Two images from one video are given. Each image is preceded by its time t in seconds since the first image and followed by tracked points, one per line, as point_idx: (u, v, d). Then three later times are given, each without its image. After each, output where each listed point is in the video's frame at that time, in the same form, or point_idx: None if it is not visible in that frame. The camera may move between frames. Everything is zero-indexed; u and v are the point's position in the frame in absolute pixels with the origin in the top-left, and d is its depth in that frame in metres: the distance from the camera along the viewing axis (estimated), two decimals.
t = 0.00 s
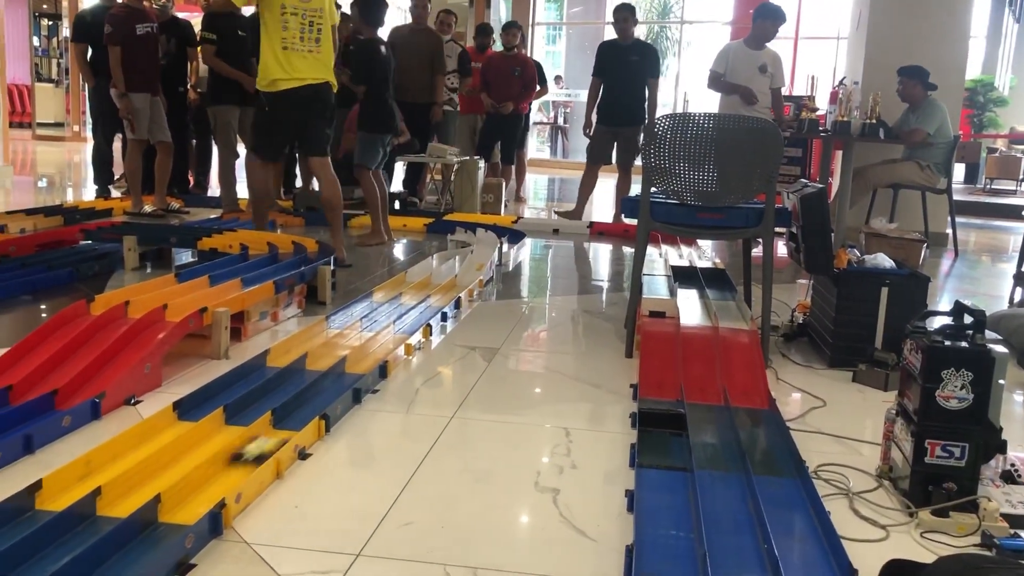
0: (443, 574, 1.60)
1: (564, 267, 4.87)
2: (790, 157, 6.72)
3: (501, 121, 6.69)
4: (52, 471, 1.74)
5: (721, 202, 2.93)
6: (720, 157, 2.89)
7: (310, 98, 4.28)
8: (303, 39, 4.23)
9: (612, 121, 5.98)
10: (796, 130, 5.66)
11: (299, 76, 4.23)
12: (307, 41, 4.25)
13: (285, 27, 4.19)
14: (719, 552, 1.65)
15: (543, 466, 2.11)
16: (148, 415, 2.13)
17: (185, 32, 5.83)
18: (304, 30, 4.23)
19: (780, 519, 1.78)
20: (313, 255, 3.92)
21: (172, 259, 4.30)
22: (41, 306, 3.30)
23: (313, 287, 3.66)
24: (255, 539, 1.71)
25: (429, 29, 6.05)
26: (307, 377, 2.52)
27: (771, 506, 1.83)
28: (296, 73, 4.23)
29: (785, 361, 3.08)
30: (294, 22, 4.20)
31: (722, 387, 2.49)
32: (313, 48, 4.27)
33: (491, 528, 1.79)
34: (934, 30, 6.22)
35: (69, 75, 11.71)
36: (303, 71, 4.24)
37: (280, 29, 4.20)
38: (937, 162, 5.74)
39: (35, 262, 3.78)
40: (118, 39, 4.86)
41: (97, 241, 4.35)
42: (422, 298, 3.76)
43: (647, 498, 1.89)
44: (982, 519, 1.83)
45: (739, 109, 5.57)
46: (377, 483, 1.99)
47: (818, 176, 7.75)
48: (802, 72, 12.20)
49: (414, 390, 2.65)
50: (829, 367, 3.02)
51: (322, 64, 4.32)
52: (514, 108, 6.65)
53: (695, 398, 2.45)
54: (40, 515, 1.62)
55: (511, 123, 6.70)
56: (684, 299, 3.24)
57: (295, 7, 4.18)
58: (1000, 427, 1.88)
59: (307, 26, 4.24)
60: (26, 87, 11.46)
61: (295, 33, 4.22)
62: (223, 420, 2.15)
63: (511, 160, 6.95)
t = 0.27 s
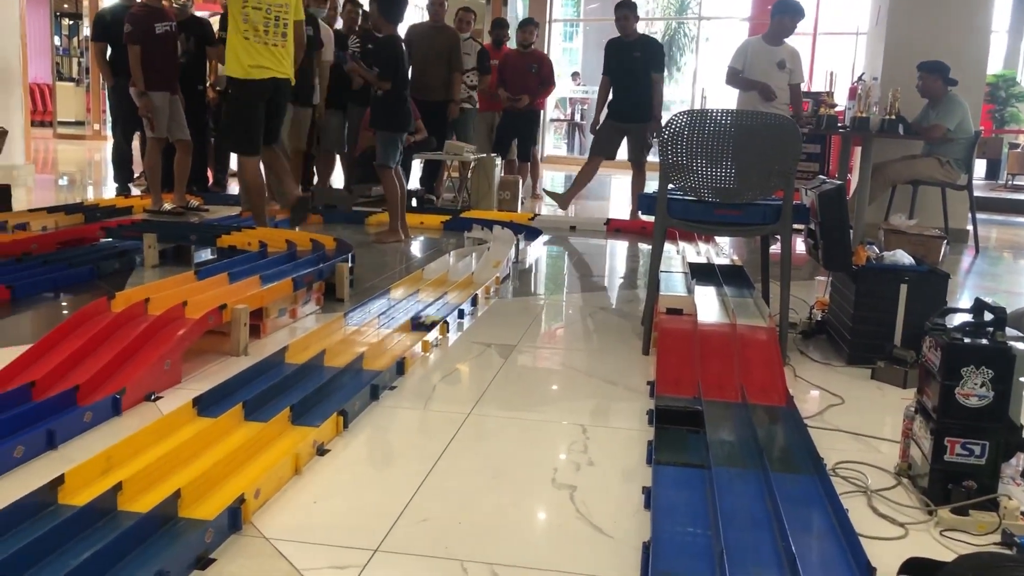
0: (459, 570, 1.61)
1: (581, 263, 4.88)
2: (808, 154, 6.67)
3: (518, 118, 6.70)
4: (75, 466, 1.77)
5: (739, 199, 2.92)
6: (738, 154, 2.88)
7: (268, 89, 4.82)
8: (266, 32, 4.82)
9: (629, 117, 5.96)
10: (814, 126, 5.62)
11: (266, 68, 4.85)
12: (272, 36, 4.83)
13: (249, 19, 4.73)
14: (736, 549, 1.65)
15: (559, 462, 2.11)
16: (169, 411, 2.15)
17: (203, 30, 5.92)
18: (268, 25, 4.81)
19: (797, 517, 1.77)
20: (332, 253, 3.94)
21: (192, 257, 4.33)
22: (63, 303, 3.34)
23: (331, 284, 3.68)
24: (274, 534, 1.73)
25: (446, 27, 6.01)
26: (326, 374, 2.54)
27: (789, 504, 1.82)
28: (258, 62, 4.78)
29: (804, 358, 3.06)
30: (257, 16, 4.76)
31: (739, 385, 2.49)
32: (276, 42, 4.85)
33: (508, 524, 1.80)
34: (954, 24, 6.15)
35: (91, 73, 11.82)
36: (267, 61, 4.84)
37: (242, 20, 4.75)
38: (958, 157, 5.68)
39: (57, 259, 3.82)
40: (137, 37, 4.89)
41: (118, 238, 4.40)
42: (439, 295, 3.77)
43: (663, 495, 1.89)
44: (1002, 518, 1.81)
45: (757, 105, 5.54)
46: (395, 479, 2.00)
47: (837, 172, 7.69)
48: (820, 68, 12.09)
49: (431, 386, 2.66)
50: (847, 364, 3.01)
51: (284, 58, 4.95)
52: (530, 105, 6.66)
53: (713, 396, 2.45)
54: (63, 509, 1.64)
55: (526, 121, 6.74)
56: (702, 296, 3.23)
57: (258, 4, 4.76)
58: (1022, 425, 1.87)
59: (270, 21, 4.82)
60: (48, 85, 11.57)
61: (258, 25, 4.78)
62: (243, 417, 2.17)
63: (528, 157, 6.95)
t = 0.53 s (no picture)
0: (485, 565, 1.62)
1: (606, 260, 4.87)
2: (837, 149, 6.59)
3: (544, 114, 6.69)
4: (107, 460, 1.80)
5: (766, 195, 2.90)
6: (765, 149, 2.86)
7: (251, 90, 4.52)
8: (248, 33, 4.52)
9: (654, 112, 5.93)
10: (842, 122, 5.56)
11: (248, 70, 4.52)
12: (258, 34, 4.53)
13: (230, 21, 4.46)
14: (761, 547, 1.64)
15: (585, 459, 2.12)
16: (199, 406, 2.18)
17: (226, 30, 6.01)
18: (250, 26, 4.51)
19: (824, 515, 1.76)
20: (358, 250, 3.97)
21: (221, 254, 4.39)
22: (95, 299, 3.40)
23: (358, 281, 3.71)
24: (302, 528, 1.75)
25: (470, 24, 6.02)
26: (353, 370, 2.56)
27: (815, 502, 1.81)
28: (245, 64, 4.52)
29: (832, 356, 3.04)
30: (240, 18, 4.49)
31: (766, 382, 2.48)
32: (259, 43, 4.51)
33: (533, 520, 1.81)
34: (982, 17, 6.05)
35: (122, 73, 11.99)
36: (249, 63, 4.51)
37: (226, 24, 4.50)
38: (990, 152, 5.59)
39: (89, 257, 3.89)
40: (166, 37, 4.93)
41: (148, 236, 4.46)
42: (465, 292, 3.78)
43: (689, 492, 1.88)
44: None
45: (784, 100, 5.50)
46: (421, 475, 2.01)
47: (866, 168, 7.61)
48: (848, 62, 11.94)
49: (457, 382, 2.67)
50: (876, 361, 2.98)
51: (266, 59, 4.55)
52: (556, 101, 6.64)
53: (739, 393, 2.44)
54: (95, 502, 1.67)
55: (554, 117, 6.72)
56: (728, 293, 3.21)
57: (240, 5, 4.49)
58: None
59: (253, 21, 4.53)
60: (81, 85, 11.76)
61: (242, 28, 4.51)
62: (271, 412, 2.19)
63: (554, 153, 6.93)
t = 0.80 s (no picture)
0: (518, 561, 1.63)
1: (639, 256, 4.86)
2: (874, 144, 6.49)
3: (578, 111, 6.67)
4: (148, 454, 1.84)
5: (802, 190, 2.87)
6: (801, 144, 2.83)
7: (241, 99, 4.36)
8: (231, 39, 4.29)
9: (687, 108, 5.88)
10: (878, 116, 5.48)
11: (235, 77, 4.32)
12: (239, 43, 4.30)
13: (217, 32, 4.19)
14: (796, 546, 1.63)
15: (618, 456, 2.12)
16: (236, 402, 2.22)
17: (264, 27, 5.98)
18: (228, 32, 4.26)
19: (860, 515, 1.74)
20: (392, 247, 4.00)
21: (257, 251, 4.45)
22: (135, 296, 3.47)
23: (391, 278, 3.74)
24: (337, 522, 1.77)
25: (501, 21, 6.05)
26: (386, 366, 2.58)
27: (851, 501, 1.79)
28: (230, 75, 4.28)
29: (868, 353, 3.00)
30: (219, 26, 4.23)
31: (801, 379, 2.46)
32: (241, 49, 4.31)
33: (566, 517, 1.81)
34: (1023, 7, 5.91)
35: (160, 73, 12.17)
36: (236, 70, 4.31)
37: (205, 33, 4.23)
38: None
39: (128, 255, 3.96)
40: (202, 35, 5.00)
41: (186, 234, 4.53)
42: (497, 289, 3.80)
43: (723, 490, 1.87)
44: None
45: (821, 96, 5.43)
46: (455, 470, 2.03)
47: (904, 163, 7.49)
48: (886, 56, 11.75)
49: (490, 379, 2.68)
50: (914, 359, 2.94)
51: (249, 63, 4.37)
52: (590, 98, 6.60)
53: (774, 391, 2.42)
54: (135, 496, 1.71)
55: (587, 114, 6.69)
56: (763, 291, 3.18)
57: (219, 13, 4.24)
58: None
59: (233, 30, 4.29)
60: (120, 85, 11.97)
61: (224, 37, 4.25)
62: (307, 408, 2.22)
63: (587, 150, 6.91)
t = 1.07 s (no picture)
0: (557, 559, 1.64)
1: (679, 254, 4.82)
2: (919, 140, 6.37)
3: (614, 108, 6.64)
4: (192, 449, 1.88)
5: (844, 187, 2.82)
6: (843, 140, 2.79)
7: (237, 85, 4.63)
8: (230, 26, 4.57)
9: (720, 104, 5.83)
10: (922, 112, 5.38)
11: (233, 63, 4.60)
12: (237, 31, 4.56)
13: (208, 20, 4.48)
14: (838, 546, 1.61)
15: (657, 455, 2.11)
16: (278, 398, 2.26)
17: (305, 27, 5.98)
18: (228, 22, 4.56)
19: (903, 516, 1.72)
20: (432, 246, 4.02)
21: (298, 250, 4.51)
22: (179, 294, 3.54)
23: (430, 276, 3.76)
24: (378, 518, 1.80)
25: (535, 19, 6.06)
26: (425, 364, 2.61)
27: (894, 501, 1.77)
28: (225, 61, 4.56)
29: (912, 352, 2.95)
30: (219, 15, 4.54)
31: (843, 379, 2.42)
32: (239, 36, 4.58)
33: (605, 514, 1.81)
34: None
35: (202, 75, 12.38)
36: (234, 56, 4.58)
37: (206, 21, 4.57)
38: None
39: (173, 253, 4.04)
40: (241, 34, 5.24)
41: (229, 232, 4.62)
42: (535, 287, 3.80)
43: (763, 489, 1.86)
44: None
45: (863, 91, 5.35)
46: (493, 468, 2.04)
47: (951, 159, 7.34)
48: (931, 50, 11.52)
49: (528, 377, 2.69)
50: (959, 358, 2.88)
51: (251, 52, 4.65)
52: (628, 96, 6.55)
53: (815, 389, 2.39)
54: (180, 491, 1.75)
55: (626, 112, 6.64)
56: (804, 289, 3.13)
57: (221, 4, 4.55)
58: None
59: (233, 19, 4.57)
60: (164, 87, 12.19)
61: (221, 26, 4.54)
62: (347, 404, 2.25)
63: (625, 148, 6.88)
